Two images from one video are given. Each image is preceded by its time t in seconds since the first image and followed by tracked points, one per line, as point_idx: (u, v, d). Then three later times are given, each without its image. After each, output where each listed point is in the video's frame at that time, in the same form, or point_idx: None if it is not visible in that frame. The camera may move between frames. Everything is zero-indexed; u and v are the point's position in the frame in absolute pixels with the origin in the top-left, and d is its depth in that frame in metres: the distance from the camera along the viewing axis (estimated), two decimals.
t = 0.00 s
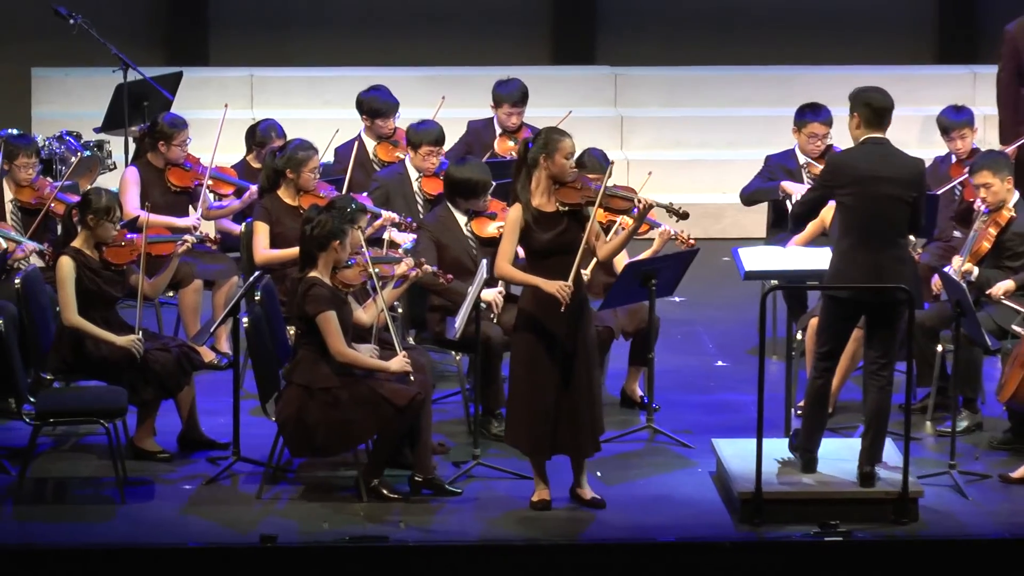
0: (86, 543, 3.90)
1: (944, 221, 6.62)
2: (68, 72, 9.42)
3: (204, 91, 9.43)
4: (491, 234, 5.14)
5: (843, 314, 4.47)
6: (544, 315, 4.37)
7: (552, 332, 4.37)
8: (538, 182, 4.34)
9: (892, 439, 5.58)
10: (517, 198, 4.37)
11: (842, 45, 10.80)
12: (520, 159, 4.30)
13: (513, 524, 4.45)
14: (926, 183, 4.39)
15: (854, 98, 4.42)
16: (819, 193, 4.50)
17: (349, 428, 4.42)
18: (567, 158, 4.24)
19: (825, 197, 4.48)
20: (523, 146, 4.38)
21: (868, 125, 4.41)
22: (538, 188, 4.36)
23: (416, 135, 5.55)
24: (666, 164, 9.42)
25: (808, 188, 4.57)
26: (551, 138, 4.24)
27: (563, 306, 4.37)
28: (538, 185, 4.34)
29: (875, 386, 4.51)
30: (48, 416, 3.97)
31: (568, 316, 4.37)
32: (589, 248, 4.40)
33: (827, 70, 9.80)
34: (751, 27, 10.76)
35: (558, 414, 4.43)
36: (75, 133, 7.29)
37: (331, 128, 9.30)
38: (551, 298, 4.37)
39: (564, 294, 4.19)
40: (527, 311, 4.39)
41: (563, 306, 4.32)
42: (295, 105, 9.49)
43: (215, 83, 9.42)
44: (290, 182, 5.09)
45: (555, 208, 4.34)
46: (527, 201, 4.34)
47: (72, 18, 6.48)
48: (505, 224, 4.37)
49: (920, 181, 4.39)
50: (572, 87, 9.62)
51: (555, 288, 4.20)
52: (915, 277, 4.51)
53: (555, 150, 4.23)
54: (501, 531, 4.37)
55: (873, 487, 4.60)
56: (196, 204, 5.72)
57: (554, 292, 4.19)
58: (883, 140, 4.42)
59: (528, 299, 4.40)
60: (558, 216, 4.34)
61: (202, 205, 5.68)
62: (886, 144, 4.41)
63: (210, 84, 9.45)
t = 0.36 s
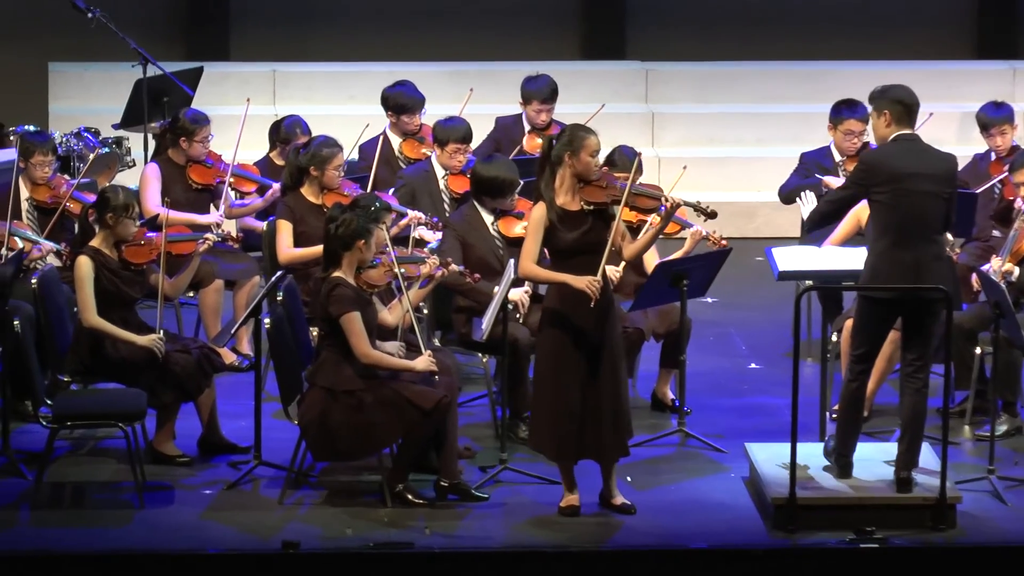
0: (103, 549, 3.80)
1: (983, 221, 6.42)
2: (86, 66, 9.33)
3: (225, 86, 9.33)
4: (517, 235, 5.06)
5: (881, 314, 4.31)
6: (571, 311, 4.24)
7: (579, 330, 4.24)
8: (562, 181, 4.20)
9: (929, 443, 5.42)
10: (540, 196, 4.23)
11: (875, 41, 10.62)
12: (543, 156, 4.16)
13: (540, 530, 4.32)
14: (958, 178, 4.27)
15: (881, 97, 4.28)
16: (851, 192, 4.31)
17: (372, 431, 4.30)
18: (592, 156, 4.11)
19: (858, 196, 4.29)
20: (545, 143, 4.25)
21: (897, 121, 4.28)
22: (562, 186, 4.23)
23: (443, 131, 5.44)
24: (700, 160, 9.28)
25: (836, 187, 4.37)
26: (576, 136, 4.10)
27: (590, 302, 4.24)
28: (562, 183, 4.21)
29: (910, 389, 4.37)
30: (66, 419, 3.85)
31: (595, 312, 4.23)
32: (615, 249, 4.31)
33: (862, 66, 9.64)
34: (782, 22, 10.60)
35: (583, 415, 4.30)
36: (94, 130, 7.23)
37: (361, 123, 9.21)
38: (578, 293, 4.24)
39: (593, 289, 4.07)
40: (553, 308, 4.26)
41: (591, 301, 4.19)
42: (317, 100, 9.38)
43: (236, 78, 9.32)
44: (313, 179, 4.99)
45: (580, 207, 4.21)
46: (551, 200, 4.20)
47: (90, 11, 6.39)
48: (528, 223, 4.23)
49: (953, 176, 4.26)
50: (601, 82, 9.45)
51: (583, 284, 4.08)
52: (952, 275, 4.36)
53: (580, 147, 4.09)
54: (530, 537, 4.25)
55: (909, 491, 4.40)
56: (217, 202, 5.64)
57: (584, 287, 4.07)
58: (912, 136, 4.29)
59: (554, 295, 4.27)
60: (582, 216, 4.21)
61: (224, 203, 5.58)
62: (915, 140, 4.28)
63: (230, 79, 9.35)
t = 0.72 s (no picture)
0: (118, 555, 3.70)
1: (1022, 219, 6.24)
2: (102, 61, 9.19)
3: (246, 82, 9.23)
4: (544, 233, 4.90)
5: (914, 314, 4.16)
6: (596, 318, 4.11)
7: (604, 335, 4.10)
8: (588, 178, 4.07)
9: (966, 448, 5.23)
10: (565, 195, 4.09)
11: (908, 35, 10.42)
12: (569, 152, 4.03)
13: (566, 536, 4.20)
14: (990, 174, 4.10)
15: (902, 94, 4.13)
16: (877, 190, 4.17)
17: (396, 437, 4.20)
18: (620, 153, 3.99)
19: (885, 195, 4.15)
20: (570, 140, 4.12)
21: (924, 116, 4.11)
22: (587, 185, 4.10)
23: (467, 128, 5.33)
24: (726, 160, 9.16)
25: (861, 186, 4.24)
26: (602, 132, 3.98)
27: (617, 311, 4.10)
28: (588, 181, 4.07)
29: (944, 392, 4.23)
30: (82, 422, 3.76)
31: (620, 317, 4.09)
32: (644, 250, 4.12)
33: (896, 61, 9.47)
34: (812, 16, 10.41)
35: (609, 421, 4.17)
36: (110, 127, 7.16)
37: (382, 120, 9.10)
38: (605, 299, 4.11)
39: (619, 298, 3.95)
40: (577, 313, 4.13)
41: (617, 310, 4.06)
42: (339, 96, 9.28)
43: (258, 73, 9.22)
44: (336, 177, 4.89)
45: (606, 206, 4.08)
46: (577, 198, 4.07)
47: (109, 6, 6.32)
48: (554, 222, 4.08)
49: (984, 173, 4.09)
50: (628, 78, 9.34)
51: (609, 292, 3.96)
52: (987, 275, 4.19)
53: (608, 144, 3.98)
54: (556, 544, 4.12)
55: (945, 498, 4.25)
56: (235, 200, 5.55)
57: (610, 296, 3.95)
58: (942, 132, 4.12)
59: (579, 301, 4.14)
60: (609, 214, 4.08)
61: (243, 201, 5.48)
62: (945, 135, 4.11)
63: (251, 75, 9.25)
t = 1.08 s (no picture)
0: (138, 562, 3.60)
1: None
2: (123, 56, 9.11)
3: (269, 76, 9.13)
4: (577, 232, 4.81)
5: (945, 314, 4.02)
6: (629, 323, 3.99)
7: (638, 338, 3.98)
8: (621, 177, 3.94)
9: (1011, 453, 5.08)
10: (598, 194, 3.96)
11: (948, 28, 10.17)
12: (601, 151, 3.90)
13: (598, 543, 4.07)
14: None
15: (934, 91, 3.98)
16: (906, 189, 4.02)
17: (423, 442, 4.08)
18: (654, 150, 3.85)
19: (914, 193, 4.01)
20: (602, 137, 3.99)
21: (955, 113, 3.95)
22: (621, 183, 3.97)
23: (496, 125, 5.20)
24: (759, 160, 9.05)
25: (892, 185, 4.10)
26: (634, 129, 3.84)
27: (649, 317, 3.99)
28: (621, 179, 3.95)
29: (982, 396, 4.06)
30: (102, 426, 3.68)
31: (655, 322, 3.97)
32: (679, 250, 4.00)
33: (936, 56, 9.29)
34: (849, 9, 10.17)
35: (642, 427, 4.05)
36: (132, 123, 7.12)
37: (408, 118, 9.03)
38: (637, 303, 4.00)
39: (651, 305, 3.81)
40: (610, 317, 4.01)
41: (651, 317, 3.94)
42: (365, 91, 9.19)
43: (280, 67, 9.12)
44: (362, 175, 4.79)
45: (640, 204, 3.96)
46: (611, 198, 3.94)
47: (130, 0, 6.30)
48: (587, 222, 3.96)
49: (1017, 170, 3.91)
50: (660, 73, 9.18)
51: (640, 298, 3.82)
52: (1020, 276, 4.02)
53: (641, 141, 3.84)
54: (588, 551, 4.00)
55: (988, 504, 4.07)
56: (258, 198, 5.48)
57: (642, 302, 3.81)
58: (974, 129, 3.95)
59: (611, 303, 4.02)
60: (643, 214, 3.96)
61: (266, 199, 5.40)
62: (978, 133, 3.94)
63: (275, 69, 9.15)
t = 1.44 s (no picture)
0: (169, 569, 3.51)
1: None
2: (154, 51, 9.05)
3: (303, 73, 9.06)
4: (620, 233, 4.68)
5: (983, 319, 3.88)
6: (675, 323, 3.85)
7: (683, 340, 3.85)
8: (664, 176, 3.82)
9: None
10: (640, 194, 3.84)
11: (1001, 24, 9.92)
12: (642, 150, 3.78)
13: (640, 551, 3.94)
14: None
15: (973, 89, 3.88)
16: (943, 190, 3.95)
17: (462, 447, 3.97)
18: (697, 148, 3.72)
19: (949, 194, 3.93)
20: (643, 136, 3.86)
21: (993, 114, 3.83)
22: (664, 182, 3.84)
23: (536, 122, 5.15)
24: (814, 155, 8.90)
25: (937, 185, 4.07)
26: (677, 127, 3.71)
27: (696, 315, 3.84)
28: (664, 178, 3.82)
29: None
30: (132, 431, 3.58)
31: (701, 321, 3.84)
32: (723, 250, 3.85)
33: (987, 53, 9.10)
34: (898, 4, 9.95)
35: (687, 431, 3.92)
36: (162, 120, 7.07)
37: (447, 113, 8.94)
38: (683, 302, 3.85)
39: (700, 301, 3.71)
40: (653, 317, 3.87)
41: (698, 313, 3.79)
42: (401, 87, 9.10)
43: (311, 64, 9.05)
44: (399, 173, 4.70)
45: (683, 204, 3.82)
46: (653, 198, 3.82)
47: None
48: (629, 223, 3.85)
49: None
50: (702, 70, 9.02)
51: (689, 294, 3.72)
52: None
53: (684, 139, 3.71)
54: (632, 559, 3.88)
55: None
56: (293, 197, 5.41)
57: (690, 298, 3.70)
58: (1013, 129, 3.82)
59: (655, 303, 3.88)
60: (686, 213, 3.82)
61: (301, 198, 5.32)
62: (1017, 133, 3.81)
63: (309, 66, 9.08)
